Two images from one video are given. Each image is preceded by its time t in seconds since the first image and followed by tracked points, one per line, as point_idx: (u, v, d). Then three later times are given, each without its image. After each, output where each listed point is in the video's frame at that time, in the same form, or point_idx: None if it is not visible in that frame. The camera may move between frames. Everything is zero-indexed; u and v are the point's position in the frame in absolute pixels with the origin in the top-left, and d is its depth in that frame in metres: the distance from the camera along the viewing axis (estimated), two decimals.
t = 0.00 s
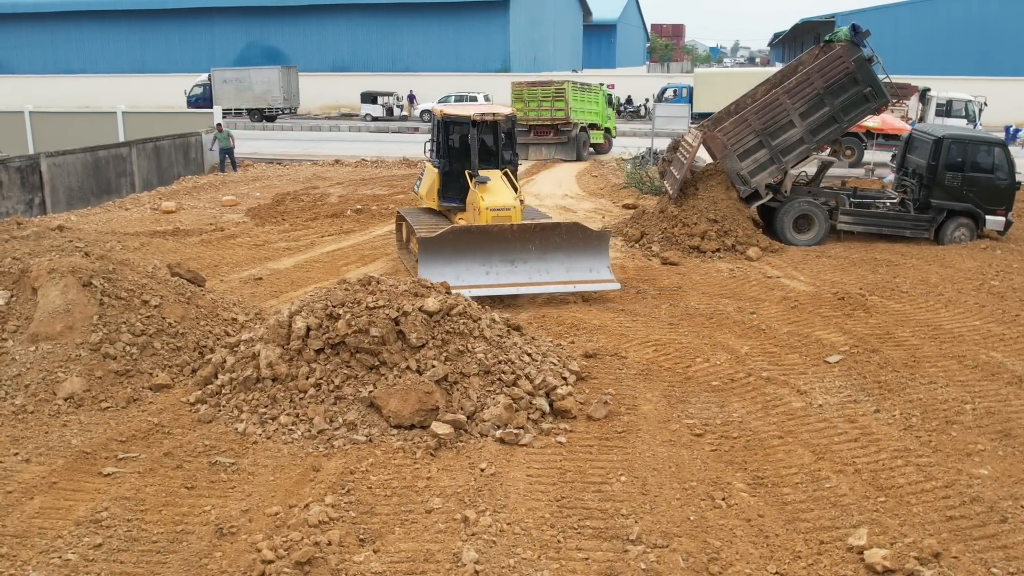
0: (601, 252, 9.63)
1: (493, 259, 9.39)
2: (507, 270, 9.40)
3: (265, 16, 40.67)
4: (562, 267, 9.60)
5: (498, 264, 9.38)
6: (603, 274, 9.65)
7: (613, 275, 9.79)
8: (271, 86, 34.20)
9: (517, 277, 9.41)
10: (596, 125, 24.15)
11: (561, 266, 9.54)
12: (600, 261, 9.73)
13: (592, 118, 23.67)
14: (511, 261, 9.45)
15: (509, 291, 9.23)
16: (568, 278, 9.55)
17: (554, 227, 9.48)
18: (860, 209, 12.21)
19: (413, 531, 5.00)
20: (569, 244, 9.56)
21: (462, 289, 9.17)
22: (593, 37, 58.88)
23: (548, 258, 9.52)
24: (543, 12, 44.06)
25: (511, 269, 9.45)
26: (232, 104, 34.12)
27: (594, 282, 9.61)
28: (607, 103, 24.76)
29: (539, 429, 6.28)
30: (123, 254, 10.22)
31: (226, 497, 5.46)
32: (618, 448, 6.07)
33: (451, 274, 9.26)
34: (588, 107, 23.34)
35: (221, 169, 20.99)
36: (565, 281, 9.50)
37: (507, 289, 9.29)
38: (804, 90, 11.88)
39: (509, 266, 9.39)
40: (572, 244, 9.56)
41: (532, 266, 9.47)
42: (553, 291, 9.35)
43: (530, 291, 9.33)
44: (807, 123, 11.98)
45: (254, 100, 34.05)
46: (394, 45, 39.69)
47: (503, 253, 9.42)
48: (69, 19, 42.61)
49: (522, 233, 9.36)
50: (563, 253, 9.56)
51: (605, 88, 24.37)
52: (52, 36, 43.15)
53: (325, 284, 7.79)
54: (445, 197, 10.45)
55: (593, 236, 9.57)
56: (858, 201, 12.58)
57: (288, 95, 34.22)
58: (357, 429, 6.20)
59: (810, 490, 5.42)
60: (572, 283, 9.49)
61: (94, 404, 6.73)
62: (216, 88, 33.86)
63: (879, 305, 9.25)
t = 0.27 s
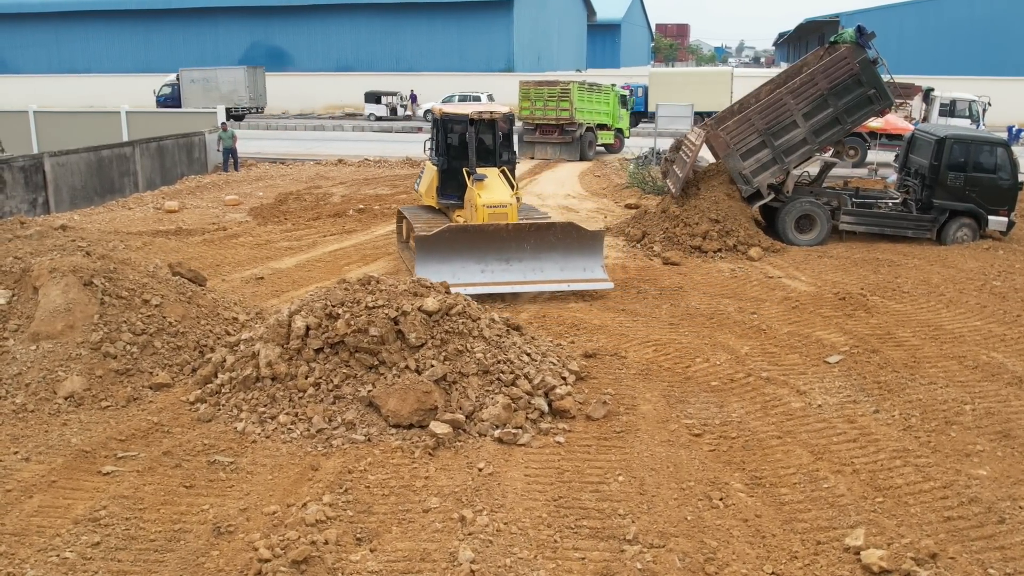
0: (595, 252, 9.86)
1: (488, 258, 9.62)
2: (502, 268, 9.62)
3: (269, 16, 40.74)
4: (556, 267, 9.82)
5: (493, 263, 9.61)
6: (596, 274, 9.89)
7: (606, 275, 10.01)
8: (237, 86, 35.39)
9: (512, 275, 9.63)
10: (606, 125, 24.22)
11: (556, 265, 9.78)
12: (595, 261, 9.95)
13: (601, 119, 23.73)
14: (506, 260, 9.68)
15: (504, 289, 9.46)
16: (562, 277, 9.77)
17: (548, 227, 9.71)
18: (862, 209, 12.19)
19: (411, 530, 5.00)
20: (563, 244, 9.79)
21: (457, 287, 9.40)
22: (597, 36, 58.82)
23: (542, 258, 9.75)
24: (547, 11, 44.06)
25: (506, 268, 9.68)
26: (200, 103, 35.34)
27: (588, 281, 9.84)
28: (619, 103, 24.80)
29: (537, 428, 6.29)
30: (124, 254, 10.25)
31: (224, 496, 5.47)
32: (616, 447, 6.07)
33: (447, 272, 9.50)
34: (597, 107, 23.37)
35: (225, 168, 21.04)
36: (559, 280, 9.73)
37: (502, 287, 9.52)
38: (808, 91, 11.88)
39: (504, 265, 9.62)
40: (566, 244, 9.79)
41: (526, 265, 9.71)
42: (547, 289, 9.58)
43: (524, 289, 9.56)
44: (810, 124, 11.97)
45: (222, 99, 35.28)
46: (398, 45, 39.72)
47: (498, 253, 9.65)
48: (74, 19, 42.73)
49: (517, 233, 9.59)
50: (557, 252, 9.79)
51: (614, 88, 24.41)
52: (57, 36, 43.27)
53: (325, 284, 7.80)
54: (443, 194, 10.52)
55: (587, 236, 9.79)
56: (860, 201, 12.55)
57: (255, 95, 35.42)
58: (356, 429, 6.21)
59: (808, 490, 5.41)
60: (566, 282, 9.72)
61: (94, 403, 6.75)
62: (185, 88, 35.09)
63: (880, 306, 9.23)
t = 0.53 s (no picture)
0: (588, 251, 9.94)
1: (483, 258, 9.66)
2: (497, 269, 9.67)
3: (272, 16, 40.80)
4: (550, 267, 9.89)
5: (488, 264, 9.65)
6: (590, 272, 9.99)
7: (600, 274, 10.12)
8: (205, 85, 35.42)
9: (507, 276, 9.68)
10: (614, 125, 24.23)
11: (550, 265, 9.84)
12: (588, 260, 10.04)
13: (608, 119, 23.75)
14: (501, 260, 9.72)
15: (500, 289, 9.51)
16: (557, 277, 9.84)
17: (542, 228, 9.76)
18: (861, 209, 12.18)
19: (402, 529, 5.01)
20: (557, 244, 9.86)
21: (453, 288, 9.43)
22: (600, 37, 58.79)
23: (537, 258, 9.82)
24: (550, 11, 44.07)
25: (501, 268, 9.72)
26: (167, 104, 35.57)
27: (582, 281, 9.93)
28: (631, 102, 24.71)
29: (531, 428, 6.29)
30: (122, 253, 10.26)
31: (217, 495, 5.49)
32: (610, 447, 6.07)
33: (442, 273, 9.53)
34: (604, 108, 23.36)
35: (226, 168, 21.07)
36: (554, 280, 9.80)
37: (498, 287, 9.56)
38: (809, 91, 11.87)
39: (500, 265, 9.66)
40: (560, 243, 9.86)
41: (521, 265, 9.76)
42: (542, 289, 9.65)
43: (520, 289, 9.62)
44: (810, 124, 11.96)
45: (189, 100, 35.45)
46: (400, 45, 39.75)
47: (493, 253, 9.69)
48: (77, 19, 42.82)
49: (512, 234, 9.63)
50: (552, 252, 9.85)
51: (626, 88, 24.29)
52: (60, 36, 43.36)
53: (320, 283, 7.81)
54: (440, 193, 10.57)
55: (580, 236, 9.86)
56: (859, 201, 12.54)
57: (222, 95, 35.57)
58: (350, 428, 6.23)
59: (800, 490, 5.41)
60: (561, 282, 9.80)
61: (90, 402, 6.77)
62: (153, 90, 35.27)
63: (878, 306, 9.22)
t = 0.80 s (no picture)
0: (586, 252, 9.94)
1: (481, 260, 9.66)
2: (495, 271, 9.67)
3: (277, 16, 40.91)
4: (549, 267, 9.89)
5: (486, 265, 9.65)
6: (588, 273, 9.99)
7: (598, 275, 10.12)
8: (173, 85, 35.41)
9: (505, 277, 9.69)
10: (625, 125, 23.87)
11: (548, 266, 9.84)
12: (586, 261, 10.03)
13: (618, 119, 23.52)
14: (498, 262, 9.73)
15: (499, 291, 9.52)
16: (555, 278, 9.85)
17: (540, 229, 9.75)
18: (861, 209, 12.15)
19: (389, 528, 5.02)
20: (555, 245, 9.85)
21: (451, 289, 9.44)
22: (606, 37, 58.75)
23: (535, 259, 9.81)
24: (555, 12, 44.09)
25: (499, 270, 9.73)
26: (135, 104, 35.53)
27: (580, 282, 9.94)
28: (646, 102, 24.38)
29: (522, 428, 6.30)
30: (121, 253, 10.30)
31: (207, 493, 5.51)
32: (600, 447, 6.08)
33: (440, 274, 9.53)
34: (613, 108, 23.19)
35: (229, 168, 21.13)
36: (552, 281, 9.81)
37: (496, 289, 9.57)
38: (810, 92, 11.83)
39: (497, 267, 9.67)
40: (558, 244, 9.85)
41: (519, 266, 9.76)
42: (541, 290, 9.65)
43: (518, 290, 9.63)
44: (811, 125, 11.93)
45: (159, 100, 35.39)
46: (405, 45, 39.79)
47: (490, 255, 9.69)
48: (84, 19, 43.00)
49: (509, 235, 9.63)
50: (550, 253, 9.85)
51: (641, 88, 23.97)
52: (66, 36, 43.54)
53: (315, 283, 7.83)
54: (439, 193, 10.58)
55: (578, 236, 9.85)
56: (859, 201, 12.51)
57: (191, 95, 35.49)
58: (341, 427, 6.25)
59: (789, 490, 5.40)
60: (559, 283, 9.80)
61: (84, 401, 6.80)
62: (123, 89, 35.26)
63: (875, 306, 9.19)
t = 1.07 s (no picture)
0: (587, 257, 9.87)
1: (481, 265, 9.65)
2: (495, 276, 9.65)
3: (286, 16, 41.06)
4: (550, 273, 9.84)
5: (486, 270, 9.64)
6: (590, 279, 9.89)
7: (600, 280, 10.02)
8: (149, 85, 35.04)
9: (505, 282, 9.65)
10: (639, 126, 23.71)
11: (549, 271, 9.79)
12: (588, 267, 9.96)
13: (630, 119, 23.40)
14: (499, 267, 9.71)
15: (498, 296, 9.47)
16: (556, 283, 9.78)
17: (540, 234, 9.72)
18: (863, 210, 12.08)
19: (373, 527, 5.04)
20: (556, 250, 9.80)
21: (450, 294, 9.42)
22: (615, 37, 58.66)
23: (535, 264, 9.77)
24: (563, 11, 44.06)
25: (499, 275, 9.70)
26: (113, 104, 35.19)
27: (582, 287, 9.85)
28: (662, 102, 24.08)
29: (511, 428, 6.31)
30: (121, 252, 10.37)
31: (195, 491, 5.54)
32: (588, 447, 6.07)
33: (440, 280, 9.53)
34: (625, 107, 23.13)
35: (235, 168, 21.22)
36: (553, 286, 9.74)
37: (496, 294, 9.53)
38: (814, 92, 11.78)
39: (498, 272, 9.64)
40: (559, 249, 9.80)
41: (519, 272, 9.73)
42: (540, 295, 9.58)
43: (518, 295, 9.57)
44: (814, 126, 11.87)
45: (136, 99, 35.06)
46: (413, 45, 39.86)
47: (491, 260, 9.67)
48: (95, 20, 43.29)
49: (509, 240, 9.61)
50: (551, 258, 9.80)
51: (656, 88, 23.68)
52: (78, 36, 43.82)
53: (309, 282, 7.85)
54: (440, 194, 10.60)
55: (579, 241, 9.79)
56: (861, 201, 12.44)
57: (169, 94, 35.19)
58: (331, 426, 6.27)
59: (776, 492, 5.39)
60: (560, 288, 9.73)
61: (79, 399, 6.85)
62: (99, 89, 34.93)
63: (872, 307, 9.14)
